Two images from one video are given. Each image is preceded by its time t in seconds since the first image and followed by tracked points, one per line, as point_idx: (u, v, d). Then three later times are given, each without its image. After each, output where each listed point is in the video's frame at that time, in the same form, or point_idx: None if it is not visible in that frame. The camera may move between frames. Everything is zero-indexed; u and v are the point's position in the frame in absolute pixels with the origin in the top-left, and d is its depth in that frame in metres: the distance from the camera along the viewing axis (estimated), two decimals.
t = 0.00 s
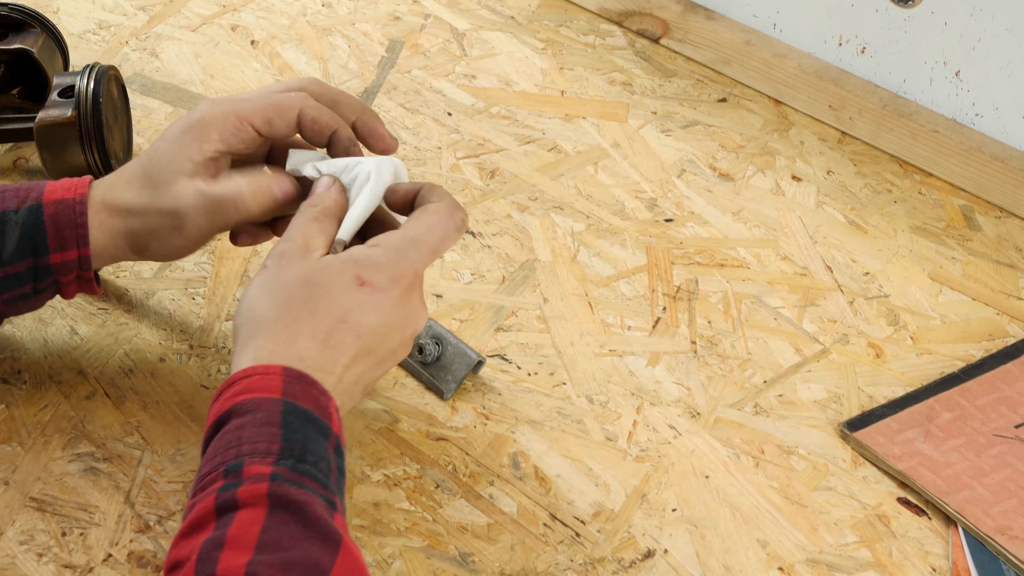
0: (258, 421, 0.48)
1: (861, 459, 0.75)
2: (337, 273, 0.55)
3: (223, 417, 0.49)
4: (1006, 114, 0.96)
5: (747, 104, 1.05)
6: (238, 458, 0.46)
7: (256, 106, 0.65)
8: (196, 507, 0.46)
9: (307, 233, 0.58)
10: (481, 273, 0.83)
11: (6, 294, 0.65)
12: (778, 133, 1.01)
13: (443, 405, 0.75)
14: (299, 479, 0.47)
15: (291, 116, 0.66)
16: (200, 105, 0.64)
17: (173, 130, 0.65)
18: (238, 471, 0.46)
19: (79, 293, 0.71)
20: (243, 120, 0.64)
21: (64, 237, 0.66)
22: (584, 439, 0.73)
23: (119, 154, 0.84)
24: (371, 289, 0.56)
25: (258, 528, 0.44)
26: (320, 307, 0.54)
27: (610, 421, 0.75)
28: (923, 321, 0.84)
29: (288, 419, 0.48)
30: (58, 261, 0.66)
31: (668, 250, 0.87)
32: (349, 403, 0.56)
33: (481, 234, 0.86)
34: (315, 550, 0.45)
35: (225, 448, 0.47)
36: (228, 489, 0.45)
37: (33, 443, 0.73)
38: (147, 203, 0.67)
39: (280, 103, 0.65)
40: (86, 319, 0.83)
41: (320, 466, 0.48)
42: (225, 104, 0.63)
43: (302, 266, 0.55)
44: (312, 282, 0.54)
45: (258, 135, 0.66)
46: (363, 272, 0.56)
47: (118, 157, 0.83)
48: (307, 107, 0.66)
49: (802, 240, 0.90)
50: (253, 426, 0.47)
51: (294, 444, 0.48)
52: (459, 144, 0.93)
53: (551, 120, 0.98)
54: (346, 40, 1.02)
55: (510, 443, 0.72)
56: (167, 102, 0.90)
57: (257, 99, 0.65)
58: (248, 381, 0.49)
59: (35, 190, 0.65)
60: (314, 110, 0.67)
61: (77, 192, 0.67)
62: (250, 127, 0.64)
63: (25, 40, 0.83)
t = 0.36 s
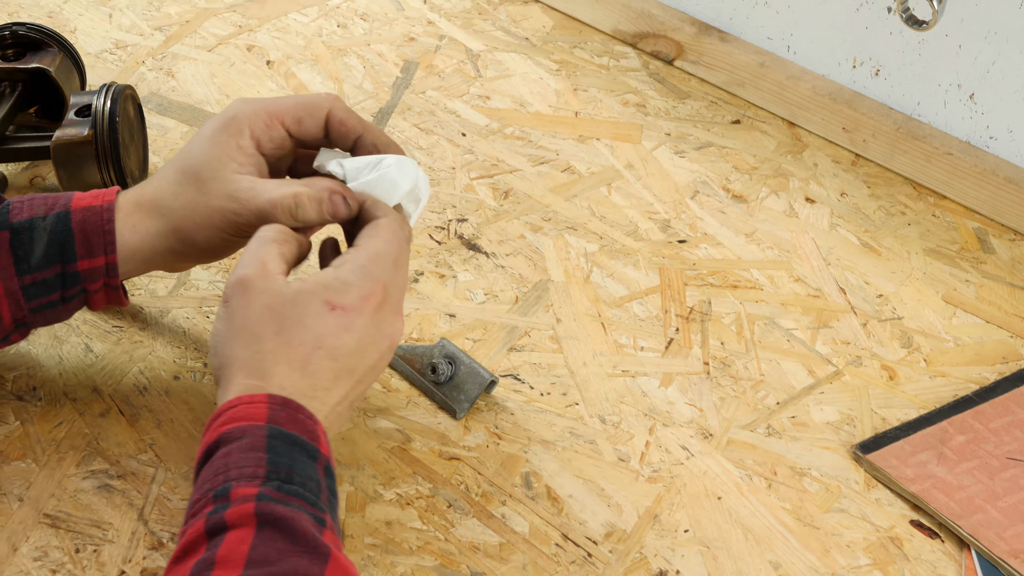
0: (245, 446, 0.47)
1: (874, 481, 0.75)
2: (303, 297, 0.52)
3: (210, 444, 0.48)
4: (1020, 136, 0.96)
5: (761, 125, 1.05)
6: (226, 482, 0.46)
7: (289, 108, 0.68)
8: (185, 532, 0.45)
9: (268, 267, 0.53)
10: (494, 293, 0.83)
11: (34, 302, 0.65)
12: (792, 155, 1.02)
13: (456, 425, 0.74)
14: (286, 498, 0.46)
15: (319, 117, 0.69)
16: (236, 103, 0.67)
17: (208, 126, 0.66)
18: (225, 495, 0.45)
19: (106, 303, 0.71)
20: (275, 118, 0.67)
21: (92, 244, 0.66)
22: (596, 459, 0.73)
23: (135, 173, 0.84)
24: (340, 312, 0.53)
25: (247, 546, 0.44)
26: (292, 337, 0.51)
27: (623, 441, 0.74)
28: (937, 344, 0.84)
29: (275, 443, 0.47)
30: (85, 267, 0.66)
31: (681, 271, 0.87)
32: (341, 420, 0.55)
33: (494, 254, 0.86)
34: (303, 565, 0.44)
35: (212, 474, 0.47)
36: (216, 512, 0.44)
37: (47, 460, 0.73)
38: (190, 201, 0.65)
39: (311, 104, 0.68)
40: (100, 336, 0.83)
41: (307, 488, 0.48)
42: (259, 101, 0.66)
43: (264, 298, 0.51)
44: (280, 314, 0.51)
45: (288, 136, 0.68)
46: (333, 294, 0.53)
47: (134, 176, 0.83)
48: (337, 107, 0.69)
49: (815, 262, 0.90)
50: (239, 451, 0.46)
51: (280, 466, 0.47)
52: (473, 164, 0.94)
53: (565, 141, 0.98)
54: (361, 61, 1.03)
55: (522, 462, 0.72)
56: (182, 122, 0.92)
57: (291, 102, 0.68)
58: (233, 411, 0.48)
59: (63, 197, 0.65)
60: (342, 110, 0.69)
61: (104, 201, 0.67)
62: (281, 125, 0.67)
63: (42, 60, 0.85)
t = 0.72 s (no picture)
0: (319, 456, 0.47)
1: (886, 496, 0.73)
2: (367, 305, 0.57)
3: (281, 451, 0.49)
4: None
5: (775, 140, 1.06)
6: (296, 490, 0.46)
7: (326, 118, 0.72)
8: (250, 536, 0.45)
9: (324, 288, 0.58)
10: (508, 306, 0.83)
11: (64, 299, 0.66)
12: (806, 169, 1.03)
13: (469, 438, 0.74)
14: (355, 513, 0.47)
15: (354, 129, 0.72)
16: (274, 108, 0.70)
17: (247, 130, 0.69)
18: (294, 503, 0.46)
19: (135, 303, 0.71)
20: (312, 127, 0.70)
21: (122, 241, 0.67)
22: (609, 472, 0.72)
23: (150, 184, 0.84)
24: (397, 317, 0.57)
25: (312, 558, 0.44)
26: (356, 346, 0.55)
27: (636, 455, 0.73)
28: (950, 359, 0.84)
29: (348, 456, 0.48)
30: (114, 263, 0.67)
31: (695, 285, 0.88)
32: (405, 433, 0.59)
33: (508, 267, 0.86)
34: None
35: (282, 481, 0.47)
36: (284, 519, 0.45)
37: (61, 469, 0.69)
38: (230, 201, 0.67)
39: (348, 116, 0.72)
40: (114, 344, 0.79)
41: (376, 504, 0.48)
42: (297, 110, 0.70)
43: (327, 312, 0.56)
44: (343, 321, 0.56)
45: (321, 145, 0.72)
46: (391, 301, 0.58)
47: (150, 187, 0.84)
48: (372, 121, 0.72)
49: (829, 276, 0.90)
50: (313, 459, 0.47)
51: (353, 480, 0.48)
52: (487, 177, 0.95)
53: (579, 155, 1.00)
54: (377, 73, 1.07)
55: (535, 475, 0.71)
56: (198, 133, 0.95)
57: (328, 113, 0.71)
58: (309, 418, 0.49)
59: (93, 194, 0.66)
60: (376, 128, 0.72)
61: (134, 198, 0.68)
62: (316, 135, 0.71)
63: (60, 71, 0.86)
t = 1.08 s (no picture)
0: (427, 501, 0.57)
1: (892, 506, 0.71)
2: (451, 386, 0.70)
3: (397, 493, 0.59)
4: None
5: (783, 149, 1.07)
6: (399, 526, 0.55)
7: (345, 153, 0.73)
8: (353, 559, 0.55)
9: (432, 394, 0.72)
10: (514, 314, 0.83)
11: (70, 309, 0.65)
12: (813, 178, 1.03)
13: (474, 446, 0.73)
14: (449, 557, 0.54)
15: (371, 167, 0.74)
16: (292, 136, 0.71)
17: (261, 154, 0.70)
18: (395, 536, 0.55)
19: (139, 310, 0.70)
20: (330, 158, 0.71)
21: (131, 254, 0.65)
22: (615, 481, 0.71)
23: (158, 190, 0.84)
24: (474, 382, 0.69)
25: None
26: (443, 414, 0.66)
27: (642, 463, 0.72)
28: (957, 368, 0.83)
29: (454, 506, 0.57)
30: (123, 277, 0.66)
31: (701, 293, 0.87)
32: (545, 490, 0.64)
33: (515, 275, 0.86)
34: None
35: (390, 516, 0.57)
36: (384, 548, 0.54)
37: (67, 475, 0.66)
38: (239, 222, 0.67)
39: (366, 152, 0.73)
40: (121, 350, 0.77)
41: (474, 553, 0.55)
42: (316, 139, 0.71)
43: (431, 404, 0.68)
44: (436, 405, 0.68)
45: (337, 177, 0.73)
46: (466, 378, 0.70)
47: (156, 194, 0.84)
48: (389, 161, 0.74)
49: (835, 285, 0.90)
50: (422, 502, 0.57)
51: (455, 527, 0.56)
52: (495, 185, 0.96)
53: (586, 163, 1.01)
54: (384, 81, 1.08)
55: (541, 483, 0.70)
56: (206, 140, 0.95)
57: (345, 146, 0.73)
58: (428, 468, 0.59)
59: (102, 205, 0.64)
60: (395, 164, 0.75)
61: (146, 210, 0.66)
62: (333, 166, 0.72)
63: (68, 77, 0.87)
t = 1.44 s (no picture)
0: (445, 507, 0.54)
1: (894, 510, 0.71)
2: (513, 372, 0.64)
3: (413, 496, 0.55)
4: None
5: (784, 153, 1.07)
6: (416, 532, 0.52)
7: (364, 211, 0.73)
8: (366, 565, 0.52)
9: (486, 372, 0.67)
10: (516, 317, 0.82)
11: (77, 333, 0.68)
12: (815, 182, 1.03)
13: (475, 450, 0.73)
14: (465, 568, 0.51)
15: (385, 233, 0.73)
16: (313, 183, 0.71)
17: (280, 197, 0.70)
18: (411, 543, 0.52)
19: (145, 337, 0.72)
20: (349, 214, 0.71)
21: (141, 283, 0.68)
22: (616, 485, 0.70)
23: (160, 196, 0.84)
24: (544, 378, 0.63)
25: None
26: (495, 403, 0.61)
27: (643, 467, 0.72)
28: (958, 372, 0.83)
29: (472, 515, 0.54)
30: (131, 304, 0.68)
31: (703, 297, 0.87)
32: (562, 511, 0.60)
33: (517, 279, 0.86)
34: None
35: (406, 521, 0.54)
36: (400, 556, 0.51)
37: (68, 479, 0.66)
38: (251, 267, 0.69)
39: (385, 212, 0.73)
40: (122, 352, 0.77)
41: (489, 564, 0.52)
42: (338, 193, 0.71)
43: (482, 386, 0.64)
44: (490, 388, 0.63)
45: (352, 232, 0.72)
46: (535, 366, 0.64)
47: (158, 198, 0.83)
48: (405, 228, 0.74)
49: (837, 289, 0.90)
50: (439, 509, 0.54)
51: (471, 537, 0.53)
52: (496, 189, 0.96)
53: (588, 167, 1.01)
54: (385, 84, 1.08)
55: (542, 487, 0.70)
56: (207, 143, 0.95)
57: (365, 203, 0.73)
58: (446, 472, 0.56)
59: (115, 233, 0.67)
60: (410, 233, 0.74)
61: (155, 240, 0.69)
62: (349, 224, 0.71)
63: (70, 80, 0.87)
